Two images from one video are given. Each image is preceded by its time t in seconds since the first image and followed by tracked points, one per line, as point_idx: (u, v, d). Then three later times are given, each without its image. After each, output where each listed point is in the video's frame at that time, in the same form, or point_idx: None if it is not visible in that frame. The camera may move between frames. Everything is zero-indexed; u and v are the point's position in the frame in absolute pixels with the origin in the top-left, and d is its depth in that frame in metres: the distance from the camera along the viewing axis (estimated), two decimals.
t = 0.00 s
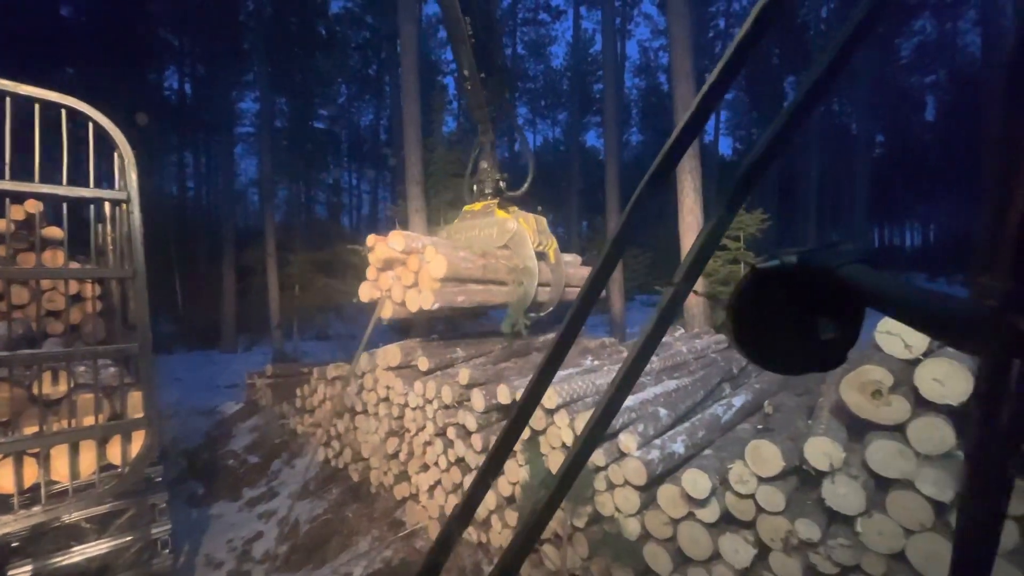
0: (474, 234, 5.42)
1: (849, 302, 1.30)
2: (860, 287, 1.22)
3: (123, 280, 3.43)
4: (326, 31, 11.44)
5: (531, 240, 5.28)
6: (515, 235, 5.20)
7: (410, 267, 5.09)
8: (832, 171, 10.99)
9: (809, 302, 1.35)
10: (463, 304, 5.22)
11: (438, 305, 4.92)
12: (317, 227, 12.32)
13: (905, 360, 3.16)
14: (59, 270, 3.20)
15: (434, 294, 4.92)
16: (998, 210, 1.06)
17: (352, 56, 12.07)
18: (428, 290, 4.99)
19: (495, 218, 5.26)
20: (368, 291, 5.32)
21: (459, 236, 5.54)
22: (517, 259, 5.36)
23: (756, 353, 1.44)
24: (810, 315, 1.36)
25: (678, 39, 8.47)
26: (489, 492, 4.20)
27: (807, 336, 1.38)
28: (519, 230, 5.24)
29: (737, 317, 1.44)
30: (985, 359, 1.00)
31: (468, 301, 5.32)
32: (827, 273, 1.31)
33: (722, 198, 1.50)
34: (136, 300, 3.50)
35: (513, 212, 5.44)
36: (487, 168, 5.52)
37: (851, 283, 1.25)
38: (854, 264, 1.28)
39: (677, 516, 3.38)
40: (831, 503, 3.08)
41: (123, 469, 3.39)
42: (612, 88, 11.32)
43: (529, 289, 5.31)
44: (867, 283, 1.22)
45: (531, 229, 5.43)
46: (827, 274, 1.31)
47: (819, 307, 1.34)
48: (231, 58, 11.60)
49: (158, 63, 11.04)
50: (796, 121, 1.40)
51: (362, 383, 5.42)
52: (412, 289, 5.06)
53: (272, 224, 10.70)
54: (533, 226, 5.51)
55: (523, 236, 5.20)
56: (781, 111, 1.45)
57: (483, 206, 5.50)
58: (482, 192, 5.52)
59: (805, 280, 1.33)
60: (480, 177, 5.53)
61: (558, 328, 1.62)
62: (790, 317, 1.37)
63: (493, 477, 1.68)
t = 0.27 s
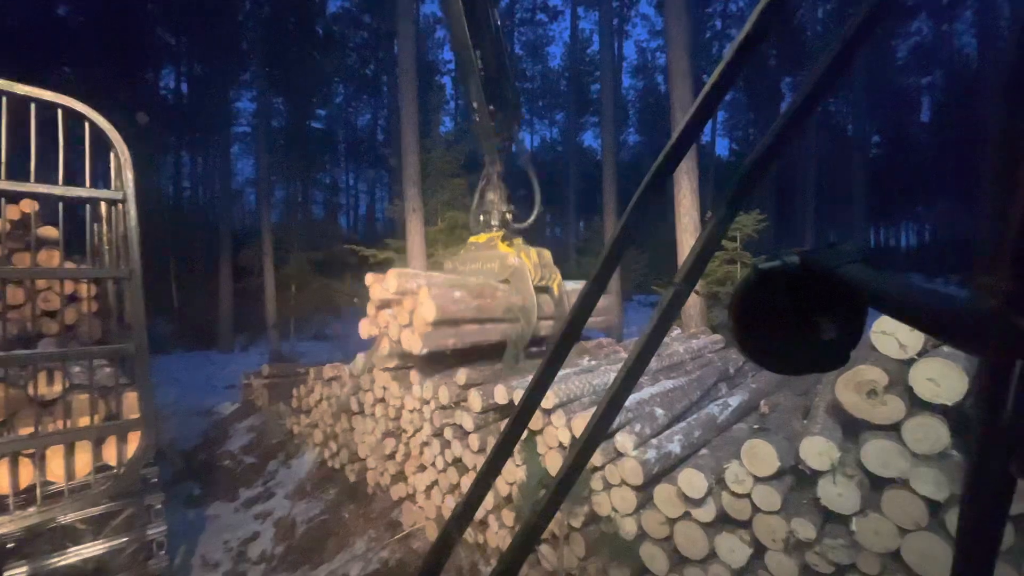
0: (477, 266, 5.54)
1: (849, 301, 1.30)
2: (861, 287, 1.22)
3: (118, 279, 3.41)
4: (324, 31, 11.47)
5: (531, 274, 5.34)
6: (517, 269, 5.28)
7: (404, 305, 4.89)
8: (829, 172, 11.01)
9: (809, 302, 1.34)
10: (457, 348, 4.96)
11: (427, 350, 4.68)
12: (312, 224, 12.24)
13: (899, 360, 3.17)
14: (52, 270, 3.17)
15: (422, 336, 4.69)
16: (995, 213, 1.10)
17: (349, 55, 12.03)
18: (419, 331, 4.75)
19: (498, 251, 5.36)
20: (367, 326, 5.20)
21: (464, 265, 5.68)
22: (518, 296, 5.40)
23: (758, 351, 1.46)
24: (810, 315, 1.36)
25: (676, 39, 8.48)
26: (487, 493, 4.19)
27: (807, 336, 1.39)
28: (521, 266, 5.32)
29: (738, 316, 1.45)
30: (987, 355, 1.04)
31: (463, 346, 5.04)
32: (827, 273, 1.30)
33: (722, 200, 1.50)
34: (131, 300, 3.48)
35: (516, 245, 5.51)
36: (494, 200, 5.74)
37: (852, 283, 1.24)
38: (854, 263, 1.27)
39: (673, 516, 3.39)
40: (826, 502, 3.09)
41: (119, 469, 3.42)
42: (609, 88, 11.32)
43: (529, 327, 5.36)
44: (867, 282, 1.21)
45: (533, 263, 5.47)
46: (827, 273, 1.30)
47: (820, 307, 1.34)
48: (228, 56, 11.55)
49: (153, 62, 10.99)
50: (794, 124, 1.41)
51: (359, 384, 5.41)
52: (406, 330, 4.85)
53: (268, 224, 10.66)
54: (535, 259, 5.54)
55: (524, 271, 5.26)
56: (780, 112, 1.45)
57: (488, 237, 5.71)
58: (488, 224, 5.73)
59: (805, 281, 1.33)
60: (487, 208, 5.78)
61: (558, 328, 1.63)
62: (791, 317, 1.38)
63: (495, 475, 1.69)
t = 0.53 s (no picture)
0: (482, 285, 5.66)
1: (847, 302, 1.30)
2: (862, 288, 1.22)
3: (117, 279, 3.40)
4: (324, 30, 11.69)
5: (534, 290, 5.38)
6: (520, 285, 5.33)
7: (406, 330, 4.90)
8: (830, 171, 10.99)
9: (808, 304, 1.34)
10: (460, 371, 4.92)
11: (427, 373, 4.67)
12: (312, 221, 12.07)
13: (900, 360, 3.16)
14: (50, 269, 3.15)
15: (423, 359, 4.66)
16: (996, 211, 1.08)
17: (348, 55, 12.05)
18: (422, 355, 4.74)
19: (502, 268, 5.47)
20: (374, 355, 5.18)
21: (470, 284, 5.81)
22: (520, 313, 5.38)
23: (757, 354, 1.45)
24: (810, 317, 1.35)
25: (676, 39, 8.47)
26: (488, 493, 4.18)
27: (807, 339, 1.38)
28: (524, 281, 5.35)
29: (737, 318, 1.44)
30: (985, 354, 1.03)
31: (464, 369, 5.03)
32: (828, 273, 1.30)
33: (720, 200, 1.50)
34: (131, 300, 3.48)
35: (519, 261, 5.58)
36: (498, 216, 5.68)
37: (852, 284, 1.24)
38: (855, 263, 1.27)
39: (674, 516, 3.38)
40: (828, 503, 3.09)
41: (118, 469, 3.40)
42: (609, 88, 11.33)
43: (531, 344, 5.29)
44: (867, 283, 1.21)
45: (535, 278, 5.53)
46: (826, 274, 1.30)
47: (819, 308, 1.33)
48: (228, 56, 11.56)
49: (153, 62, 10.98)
50: (794, 123, 1.40)
51: (359, 384, 5.40)
52: (408, 355, 4.86)
53: (269, 224, 10.66)
54: (538, 274, 5.60)
55: (527, 286, 5.30)
56: (779, 111, 1.44)
57: (492, 253, 5.70)
58: (492, 240, 5.74)
59: (805, 282, 1.32)
60: (492, 224, 5.72)
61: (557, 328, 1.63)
62: (790, 319, 1.37)
63: (494, 475, 1.69)
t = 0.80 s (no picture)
0: (480, 285, 5.65)
1: (848, 303, 1.30)
2: (862, 289, 1.22)
3: (115, 278, 3.39)
4: (322, 31, 11.85)
5: (533, 288, 5.38)
6: (518, 284, 5.34)
7: (409, 331, 4.92)
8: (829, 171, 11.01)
9: (808, 305, 1.34)
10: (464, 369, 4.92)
11: (431, 373, 4.68)
12: (310, 221, 12.00)
13: (899, 360, 3.15)
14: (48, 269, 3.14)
15: (426, 358, 4.70)
16: (997, 212, 1.08)
17: (347, 55, 12.05)
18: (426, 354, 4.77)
19: (500, 267, 5.47)
20: (374, 358, 5.13)
21: (468, 285, 5.79)
22: (519, 311, 5.37)
23: (758, 355, 1.45)
24: (811, 318, 1.35)
25: (675, 39, 8.47)
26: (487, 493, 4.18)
27: (808, 339, 1.38)
28: (522, 279, 5.35)
29: (737, 319, 1.44)
30: (985, 356, 1.03)
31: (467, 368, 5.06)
32: (829, 274, 1.30)
33: (720, 200, 1.49)
34: (129, 299, 3.47)
35: (516, 260, 5.60)
36: (493, 217, 5.73)
37: (852, 285, 1.24)
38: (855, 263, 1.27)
39: (673, 516, 3.38)
40: (826, 503, 3.09)
41: (116, 469, 3.39)
42: (609, 88, 11.35)
43: (530, 342, 5.27)
44: (867, 284, 1.21)
45: (533, 276, 5.54)
46: (826, 275, 1.30)
47: (819, 309, 1.34)
48: (226, 55, 11.53)
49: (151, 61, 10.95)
50: (794, 123, 1.40)
51: (357, 384, 5.39)
52: (410, 355, 4.85)
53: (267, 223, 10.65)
54: (535, 272, 5.60)
55: (525, 285, 5.30)
56: (780, 111, 1.44)
57: (488, 254, 5.71)
58: (488, 242, 5.78)
59: (806, 283, 1.32)
60: (486, 225, 5.77)
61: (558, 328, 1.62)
62: (791, 319, 1.37)
63: (494, 476, 1.69)
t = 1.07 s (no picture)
0: (479, 290, 5.61)
1: (846, 302, 1.30)
2: (860, 288, 1.22)
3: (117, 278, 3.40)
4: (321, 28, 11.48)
5: (534, 291, 5.42)
6: (519, 287, 5.39)
7: (417, 334, 4.82)
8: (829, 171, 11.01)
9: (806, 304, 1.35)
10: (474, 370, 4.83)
11: (445, 373, 4.60)
12: (311, 221, 11.99)
13: (899, 360, 3.16)
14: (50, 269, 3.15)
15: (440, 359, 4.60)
16: (994, 212, 1.08)
17: (347, 55, 12.06)
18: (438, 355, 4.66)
19: (500, 272, 5.50)
20: (378, 364, 4.98)
21: (465, 290, 5.73)
22: (522, 313, 5.43)
23: (756, 354, 1.45)
24: (810, 317, 1.36)
25: (675, 39, 8.47)
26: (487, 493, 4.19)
27: (807, 338, 1.39)
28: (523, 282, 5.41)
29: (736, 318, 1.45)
30: (983, 356, 1.03)
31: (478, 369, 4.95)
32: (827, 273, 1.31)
33: (719, 200, 1.50)
34: (130, 300, 3.48)
35: (516, 264, 5.66)
36: (489, 222, 5.74)
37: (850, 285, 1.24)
38: (853, 263, 1.28)
39: (673, 516, 3.39)
40: (825, 502, 3.10)
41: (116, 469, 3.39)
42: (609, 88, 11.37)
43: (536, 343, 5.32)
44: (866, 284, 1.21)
45: (534, 279, 5.57)
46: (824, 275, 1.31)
47: (817, 308, 1.34)
48: (226, 56, 11.54)
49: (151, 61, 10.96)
50: (793, 123, 1.40)
51: (357, 383, 5.40)
52: (421, 358, 4.74)
53: (267, 223, 10.66)
54: (536, 275, 5.65)
55: (527, 288, 5.35)
56: (779, 110, 1.44)
57: (486, 259, 5.74)
58: (484, 247, 5.81)
59: (804, 282, 1.33)
60: (483, 230, 5.77)
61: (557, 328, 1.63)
62: (789, 318, 1.38)
63: (494, 474, 1.69)
